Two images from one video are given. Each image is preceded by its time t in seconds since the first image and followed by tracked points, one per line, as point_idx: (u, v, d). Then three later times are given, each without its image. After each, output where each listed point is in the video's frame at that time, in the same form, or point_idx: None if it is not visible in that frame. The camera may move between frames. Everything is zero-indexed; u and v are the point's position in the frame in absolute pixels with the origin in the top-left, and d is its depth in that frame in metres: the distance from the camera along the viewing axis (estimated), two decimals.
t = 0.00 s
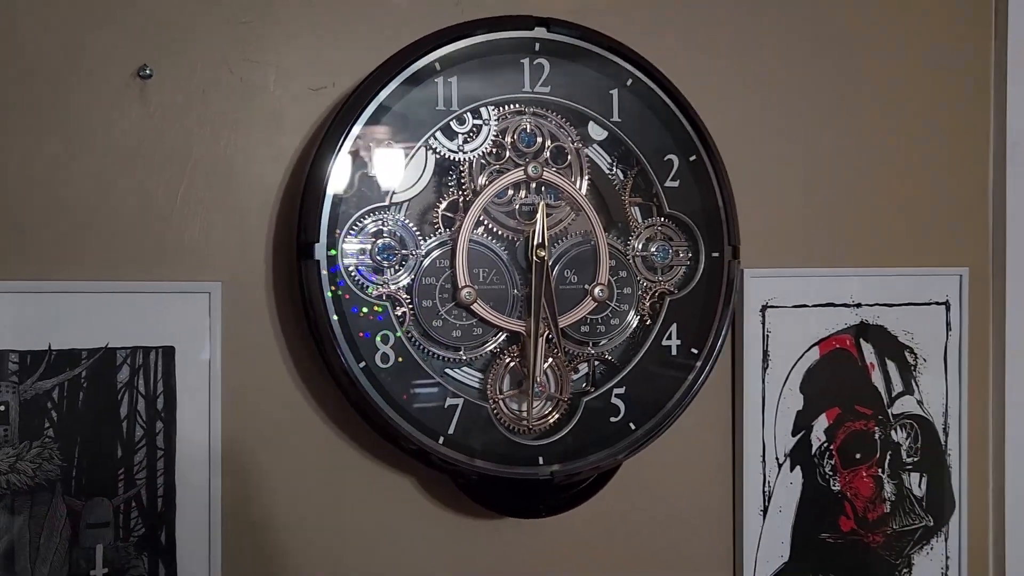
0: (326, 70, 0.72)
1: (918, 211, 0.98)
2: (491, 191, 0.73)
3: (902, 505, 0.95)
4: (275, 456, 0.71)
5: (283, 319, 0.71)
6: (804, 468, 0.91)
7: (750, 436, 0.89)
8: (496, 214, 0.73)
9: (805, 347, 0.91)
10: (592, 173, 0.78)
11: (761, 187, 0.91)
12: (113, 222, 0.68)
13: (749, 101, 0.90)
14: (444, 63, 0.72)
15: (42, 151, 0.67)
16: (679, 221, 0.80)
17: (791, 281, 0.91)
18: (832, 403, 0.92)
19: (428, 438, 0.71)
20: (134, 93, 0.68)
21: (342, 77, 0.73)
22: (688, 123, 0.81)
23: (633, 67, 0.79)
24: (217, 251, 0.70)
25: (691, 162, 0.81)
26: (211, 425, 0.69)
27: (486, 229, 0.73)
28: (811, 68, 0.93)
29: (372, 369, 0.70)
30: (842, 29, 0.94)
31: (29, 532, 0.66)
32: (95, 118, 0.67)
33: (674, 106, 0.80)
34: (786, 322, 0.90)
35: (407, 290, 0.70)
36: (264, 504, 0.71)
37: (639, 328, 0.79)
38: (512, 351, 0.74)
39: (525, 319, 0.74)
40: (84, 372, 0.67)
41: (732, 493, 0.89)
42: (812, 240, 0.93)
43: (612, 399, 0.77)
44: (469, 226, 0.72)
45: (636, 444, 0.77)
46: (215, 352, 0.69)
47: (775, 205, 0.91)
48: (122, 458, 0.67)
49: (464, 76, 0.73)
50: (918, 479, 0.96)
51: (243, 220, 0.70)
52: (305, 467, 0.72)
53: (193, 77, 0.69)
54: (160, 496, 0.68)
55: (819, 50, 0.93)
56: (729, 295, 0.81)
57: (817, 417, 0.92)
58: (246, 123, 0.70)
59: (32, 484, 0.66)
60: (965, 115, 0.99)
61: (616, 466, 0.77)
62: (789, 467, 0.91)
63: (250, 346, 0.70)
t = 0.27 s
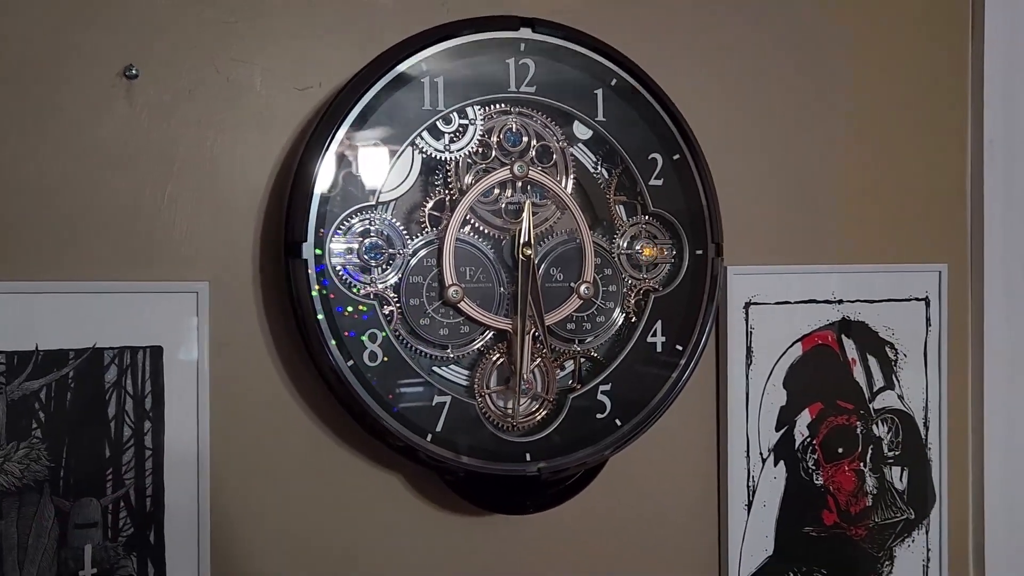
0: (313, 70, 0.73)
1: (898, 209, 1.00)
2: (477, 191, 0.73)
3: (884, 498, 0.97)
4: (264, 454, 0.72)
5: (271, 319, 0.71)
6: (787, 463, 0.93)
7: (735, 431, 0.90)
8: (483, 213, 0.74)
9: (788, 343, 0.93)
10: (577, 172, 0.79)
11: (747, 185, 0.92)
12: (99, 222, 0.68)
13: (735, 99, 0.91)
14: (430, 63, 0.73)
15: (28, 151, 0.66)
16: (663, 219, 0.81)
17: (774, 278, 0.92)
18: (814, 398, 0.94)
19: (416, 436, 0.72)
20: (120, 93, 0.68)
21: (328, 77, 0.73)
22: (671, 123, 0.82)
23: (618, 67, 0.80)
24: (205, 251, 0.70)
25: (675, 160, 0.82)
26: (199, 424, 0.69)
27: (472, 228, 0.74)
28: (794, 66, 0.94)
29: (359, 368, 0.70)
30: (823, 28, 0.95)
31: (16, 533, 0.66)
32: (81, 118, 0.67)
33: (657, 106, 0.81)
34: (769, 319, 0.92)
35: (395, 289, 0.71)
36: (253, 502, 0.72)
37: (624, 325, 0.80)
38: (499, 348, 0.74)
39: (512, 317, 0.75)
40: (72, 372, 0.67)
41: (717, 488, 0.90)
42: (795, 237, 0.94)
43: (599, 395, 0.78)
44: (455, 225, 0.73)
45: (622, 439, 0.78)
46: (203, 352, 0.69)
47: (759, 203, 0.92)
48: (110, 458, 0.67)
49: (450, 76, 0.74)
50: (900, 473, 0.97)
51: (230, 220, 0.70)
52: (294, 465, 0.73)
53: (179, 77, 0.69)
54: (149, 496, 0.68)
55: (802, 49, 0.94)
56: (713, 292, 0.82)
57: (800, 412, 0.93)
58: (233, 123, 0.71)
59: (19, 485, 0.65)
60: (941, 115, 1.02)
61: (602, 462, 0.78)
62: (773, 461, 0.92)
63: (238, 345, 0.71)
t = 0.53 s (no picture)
0: (300, 75, 0.73)
1: (884, 211, 1.01)
2: (466, 195, 0.73)
3: (871, 498, 0.97)
4: (253, 459, 0.72)
5: (259, 324, 0.71)
6: (775, 464, 0.93)
7: (723, 433, 0.91)
8: (471, 217, 0.74)
9: (775, 345, 0.93)
10: (566, 176, 0.79)
11: (734, 188, 0.92)
12: (85, 228, 0.68)
13: (722, 103, 0.91)
14: (419, 67, 0.73)
15: (13, 156, 0.66)
16: (651, 223, 0.82)
17: (762, 281, 0.93)
18: (801, 400, 0.94)
19: (405, 440, 0.72)
20: (106, 98, 0.68)
21: (316, 82, 0.73)
22: (659, 126, 0.82)
23: (606, 71, 0.80)
24: (192, 257, 0.70)
25: (663, 164, 0.82)
26: (187, 430, 0.69)
27: (460, 232, 0.74)
28: (781, 70, 0.94)
29: (348, 372, 0.70)
30: (809, 32, 0.96)
31: (4, 541, 0.65)
32: (67, 124, 0.67)
33: (645, 110, 0.82)
34: (757, 321, 0.92)
35: (384, 293, 0.71)
36: (243, 508, 0.72)
37: (613, 328, 0.80)
38: (488, 352, 0.75)
39: (501, 320, 0.75)
40: (59, 378, 0.67)
41: (705, 489, 0.91)
42: (782, 240, 0.95)
43: (587, 398, 0.79)
44: (444, 229, 0.73)
45: (611, 442, 0.79)
46: (192, 357, 0.69)
47: (746, 206, 0.93)
48: (98, 465, 0.67)
49: (438, 81, 0.74)
50: (886, 473, 0.98)
51: (218, 225, 0.70)
52: (283, 470, 0.73)
53: (166, 82, 0.69)
54: (137, 502, 0.68)
55: (788, 53, 0.95)
56: (701, 294, 0.83)
57: (788, 414, 0.94)
58: (220, 128, 0.71)
59: (6, 493, 0.65)
60: (926, 117, 1.03)
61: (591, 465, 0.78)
62: (761, 463, 0.93)
63: (226, 351, 0.71)
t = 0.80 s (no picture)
0: (291, 75, 0.72)
1: (877, 211, 1.01)
2: (459, 196, 0.73)
3: (864, 498, 0.97)
4: (245, 462, 0.71)
5: (250, 326, 0.71)
6: (769, 464, 0.93)
7: (717, 434, 0.90)
8: (464, 217, 0.74)
9: (769, 345, 0.93)
10: (558, 176, 0.79)
11: (728, 188, 0.92)
12: (74, 230, 0.67)
13: (715, 103, 0.91)
14: (410, 67, 0.73)
15: None
16: (644, 223, 0.82)
17: (755, 281, 0.92)
18: (795, 400, 0.94)
19: (398, 442, 0.71)
20: (94, 98, 0.67)
21: (307, 82, 0.73)
22: (652, 126, 0.82)
23: (598, 70, 0.80)
24: (182, 259, 0.69)
25: (656, 164, 0.82)
26: (177, 433, 0.69)
27: (453, 232, 0.74)
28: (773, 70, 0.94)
29: (340, 374, 0.70)
30: (802, 31, 0.96)
31: None
32: (55, 124, 0.66)
33: (638, 109, 0.81)
34: (750, 321, 0.92)
35: (375, 295, 0.71)
36: (234, 511, 0.71)
37: (606, 329, 0.80)
38: (480, 353, 0.74)
39: (494, 322, 0.75)
40: (47, 382, 0.66)
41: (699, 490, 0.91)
42: (775, 239, 0.95)
43: (581, 399, 0.78)
44: (436, 230, 0.73)
45: (604, 443, 0.79)
46: (182, 360, 0.69)
47: (739, 206, 0.93)
48: (87, 469, 0.66)
49: (430, 81, 0.73)
50: (880, 472, 0.98)
51: (208, 226, 0.70)
52: (275, 473, 0.72)
53: (155, 82, 0.69)
54: (127, 506, 0.67)
55: (781, 52, 0.95)
56: (694, 294, 0.83)
57: (781, 414, 0.94)
58: (210, 129, 0.70)
59: None
60: (919, 116, 1.03)
61: (584, 466, 0.78)
62: (754, 463, 0.92)
63: (216, 353, 0.70)
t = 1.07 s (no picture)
0: (284, 75, 0.72)
1: (872, 210, 1.01)
2: (453, 196, 0.73)
3: (860, 497, 0.98)
4: (239, 464, 0.71)
5: (244, 328, 0.71)
6: (764, 464, 0.93)
7: (712, 433, 0.90)
8: (458, 218, 0.74)
9: (764, 345, 0.93)
10: (553, 176, 0.78)
11: (723, 187, 0.92)
12: (66, 231, 0.67)
13: (709, 102, 0.91)
14: (404, 67, 0.72)
15: None
16: (639, 223, 0.82)
17: (750, 280, 0.92)
18: (790, 399, 0.94)
19: (393, 443, 0.71)
20: (86, 99, 0.67)
21: (300, 82, 0.73)
22: (646, 126, 0.82)
23: (592, 70, 0.80)
24: (175, 260, 0.69)
25: (651, 164, 0.82)
26: (171, 435, 0.68)
27: (447, 233, 0.74)
28: (768, 69, 0.94)
29: (334, 375, 0.69)
30: (796, 31, 0.96)
31: None
32: (47, 125, 0.66)
33: (632, 109, 0.81)
34: (745, 320, 0.92)
35: (370, 295, 0.70)
36: (228, 513, 0.71)
37: (602, 329, 0.80)
38: (475, 354, 0.74)
39: (488, 322, 0.74)
40: (39, 384, 0.65)
41: (695, 490, 0.91)
42: (770, 239, 0.95)
43: (576, 400, 0.78)
44: (430, 230, 0.72)
45: (600, 443, 0.79)
46: (175, 361, 0.68)
47: (734, 205, 0.93)
48: (80, 471, 0.66)
49: (424, 81, 0.73)
50: (875, 472, 0.99)
51: (201, 227, 0.70)
52: (269, 475, 0.72)
53: (148, 82, 0.68)
54: (120, 508, 0.67)
55: (775, 52, 0.95)
56: (689, 294, 0.83)
57: (777, 413, 0.94)
58: (203, 129, 0.70)
59: None
60: (913, 116, 1.03)
61: (580, 466, 0.78)
62: (750, 463, 0.92)
63: (210, 355, 0.70)
